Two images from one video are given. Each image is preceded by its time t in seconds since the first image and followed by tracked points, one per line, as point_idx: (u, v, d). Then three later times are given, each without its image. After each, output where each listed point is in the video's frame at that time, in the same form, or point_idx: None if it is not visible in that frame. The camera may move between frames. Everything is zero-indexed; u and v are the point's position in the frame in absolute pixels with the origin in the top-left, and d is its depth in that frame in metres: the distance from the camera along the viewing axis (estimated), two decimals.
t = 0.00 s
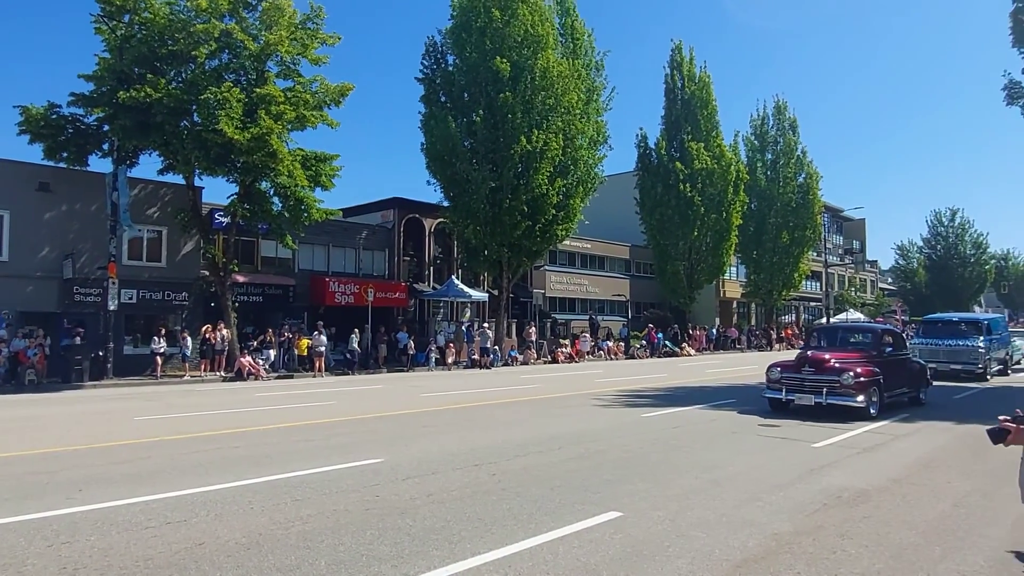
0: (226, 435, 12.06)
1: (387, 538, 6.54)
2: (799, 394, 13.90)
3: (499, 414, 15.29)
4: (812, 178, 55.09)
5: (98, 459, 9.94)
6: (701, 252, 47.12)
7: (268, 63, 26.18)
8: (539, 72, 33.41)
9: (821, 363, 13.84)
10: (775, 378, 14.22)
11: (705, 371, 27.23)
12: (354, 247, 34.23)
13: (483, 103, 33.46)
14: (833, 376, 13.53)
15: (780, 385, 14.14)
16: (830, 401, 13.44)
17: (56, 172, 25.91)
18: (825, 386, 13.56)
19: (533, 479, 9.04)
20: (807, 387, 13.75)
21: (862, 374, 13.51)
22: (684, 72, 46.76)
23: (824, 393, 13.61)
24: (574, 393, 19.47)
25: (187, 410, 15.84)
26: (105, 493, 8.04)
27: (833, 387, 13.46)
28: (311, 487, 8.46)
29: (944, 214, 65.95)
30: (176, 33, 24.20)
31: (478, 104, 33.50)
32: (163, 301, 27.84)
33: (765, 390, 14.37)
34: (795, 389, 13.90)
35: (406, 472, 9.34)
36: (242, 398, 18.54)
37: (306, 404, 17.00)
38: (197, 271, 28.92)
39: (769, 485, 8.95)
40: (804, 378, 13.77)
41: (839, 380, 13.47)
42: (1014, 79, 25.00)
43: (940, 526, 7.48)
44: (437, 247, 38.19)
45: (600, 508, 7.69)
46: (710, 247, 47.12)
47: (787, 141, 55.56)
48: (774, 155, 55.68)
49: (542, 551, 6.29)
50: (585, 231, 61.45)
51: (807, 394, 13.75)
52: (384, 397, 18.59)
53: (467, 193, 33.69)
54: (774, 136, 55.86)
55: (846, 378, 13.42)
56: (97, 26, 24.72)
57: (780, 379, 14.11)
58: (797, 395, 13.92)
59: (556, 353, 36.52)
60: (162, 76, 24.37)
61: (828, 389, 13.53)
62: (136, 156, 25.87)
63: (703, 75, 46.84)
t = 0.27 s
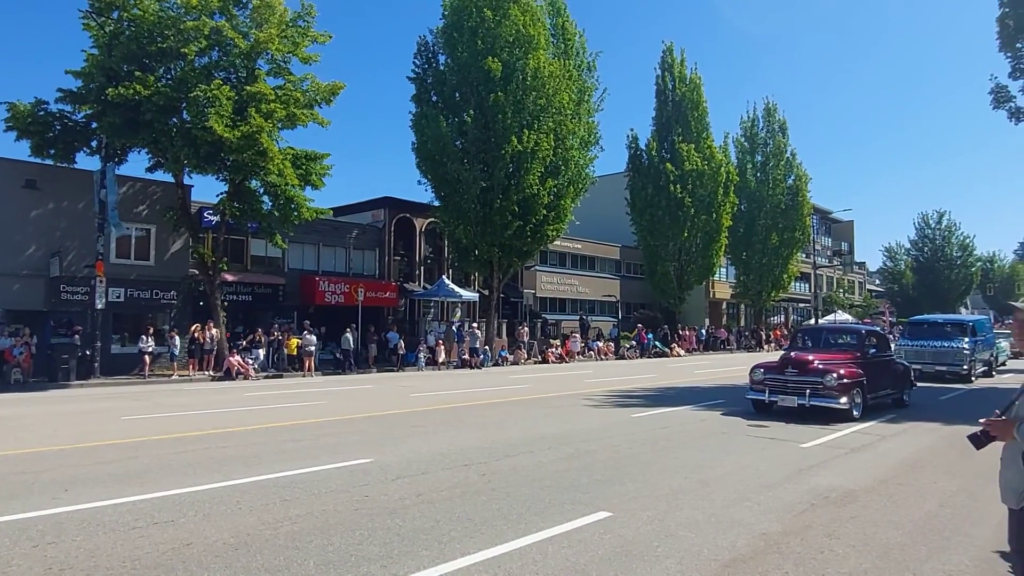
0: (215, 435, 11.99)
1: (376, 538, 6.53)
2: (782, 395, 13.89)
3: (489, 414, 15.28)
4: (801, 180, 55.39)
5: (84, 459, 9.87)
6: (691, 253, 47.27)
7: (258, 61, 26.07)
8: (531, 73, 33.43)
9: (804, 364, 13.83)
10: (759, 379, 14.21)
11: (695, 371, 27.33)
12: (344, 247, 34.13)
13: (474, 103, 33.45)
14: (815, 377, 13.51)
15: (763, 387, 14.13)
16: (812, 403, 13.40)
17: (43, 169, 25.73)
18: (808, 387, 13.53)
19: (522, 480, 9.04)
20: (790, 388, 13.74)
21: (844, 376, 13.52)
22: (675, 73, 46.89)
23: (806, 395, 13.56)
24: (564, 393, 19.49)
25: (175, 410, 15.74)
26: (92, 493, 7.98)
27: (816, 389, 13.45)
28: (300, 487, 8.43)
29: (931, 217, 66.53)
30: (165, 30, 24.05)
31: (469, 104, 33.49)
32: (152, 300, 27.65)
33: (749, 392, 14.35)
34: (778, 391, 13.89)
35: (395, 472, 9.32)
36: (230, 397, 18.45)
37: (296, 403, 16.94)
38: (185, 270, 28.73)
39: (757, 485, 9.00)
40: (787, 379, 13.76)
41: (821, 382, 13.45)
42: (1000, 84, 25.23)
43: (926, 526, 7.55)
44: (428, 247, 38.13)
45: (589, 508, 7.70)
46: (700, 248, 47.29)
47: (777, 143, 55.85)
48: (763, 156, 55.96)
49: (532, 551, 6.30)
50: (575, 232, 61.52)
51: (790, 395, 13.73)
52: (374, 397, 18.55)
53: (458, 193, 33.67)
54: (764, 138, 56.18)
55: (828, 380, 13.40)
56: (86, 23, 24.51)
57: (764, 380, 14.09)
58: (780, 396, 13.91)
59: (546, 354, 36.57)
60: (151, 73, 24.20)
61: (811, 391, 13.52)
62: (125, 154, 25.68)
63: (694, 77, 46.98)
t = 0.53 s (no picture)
0: (208, 435, 11.96)
1: (370, 539, 6.52)
2: (770, 396, 13.85)
3: (483, 414, 15.27)
4: (795, 181, 55.55)
5: (77, 459, 9.83)
6: (685, 254, 47.36)
7: (253, 60, 26.01)
8: (526, 73, 33.43)
9: (793, 365, 13.80)
10: (747, 380, 14.18)
11: (689, 371, 27.38)
12: (339, 247, 34.07)
13: (469, 103, 33.44)
14: (803, 378, 13.48)
15: (751, 388, 14.10)
16: (801, 404, 13.38)
17: (36, 167, 25.63)
18: (796, 389, 13.50)
19: (517, 480, 9.05)
20: (778, 389, 13.71)
21: (833, 376, 13.49)
22: (670, 74, 46.97)
23: (795, 396, 13.54)
24: (558, 393, 19.50)
25: (168, 410, 15.69)
26: (84, 493, 7.95)
27: (804, 390, 13.42)
28: (295, 487, 8.42)
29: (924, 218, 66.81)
30: (159, 29, 23.98)
31: (464, 104, 33.49)
32: (145, 299, 27.56)
33: (736, 393, 14.32)
34: (766, 392, 13.86)
35: (390, 472, 9.31)
36: (224, 397, 18.39)
37: (290, 403, 16.90)
38: (179, 269, 28.65)
39: (751, 485, 9.02)
40: (775, 380, 13.73)
41: (810, 383, 13.42)
42: (992, 86, 25.35)
43: (918, 525, 7.58)
44: (423, 246, 38.09)
45: (584, 508, 7.71)
46: (695, 249, 47.38)
47: (771, 143, 56.02)
48: (758, 157, 56.12)
49: (526, 551, 6.30)
50: (571, 232, 61.56)
51: (778, 397, 13.71)
52: (368, 397, 18.53)
53: (453, 193, 33.66)
54: (758, 139, 56.37)
55: (817, 381, 13.38)
56: (79, 21, 24.38)
57: (752, 381, 14.07)
58: (768, 397, 13.88)
59: (541, 354, 36.58)
60: (145, 71, 24.11)
61: (799, 392, 13.48)
62: (118, 152, 25.57)
63: (689, 77, 47.06)
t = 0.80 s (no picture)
0: (204, 435, 11.93)
1: (367, 539, 6.51)
2: (760, 397, 13.81)
3: (480, 414, 15.26)
4: (791, 181, 55.66)
5: (72, 459, 9.81)
6: (682, 254, 47.41)
7: (249, 59, 25.96)
8: (522, 72, 33.42)
9: (782, 366, 13.76)
10: (736, 381, 14.14)
11: (686, 371, 27.42)
12: (335, 246, 34.03)
13: (466, 103, 33.44)
14: (793, 379, 13.44)
15: (741, 389, 14.06)
16: (790, 405, 13.34)
17: (31, 167, 25.55)
18: (786, 390, 13.47)
19: (514, 480, 9.05)
20: (768, 390, 13.67)
21: (823, 377, 13.46)
22: (667, 74, 47.03)
23: (784, 397, 13.50)
24: (554, 393, 19.49)
25: (163, 410, 15.66)
26: (80, 494, 7.93)
27: (793, 391, 13.37)
28: (291, 487, 8.41)
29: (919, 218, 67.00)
30: (155, 28, 23.92)
31: (460, 103, 33.50)
32: (140, 299, 27.48)
33: (726, 394, 14.29)
34: (755, 393, 13.83)
35: (386, 472, 9.31)
36: (220, 398, 18.35)
37: (286, 403, 16.88)
38: (175, 269, 28.58)
39: (747, 485, 9.04)
40: (764, 381, 13.69)
41: (800, 384, 13.38)
42: (987, 87, 25.46)
43: (914, 525, 7.60)
44: (419, 246, 38.06)
45: (580, 508, 7.71)
46: (691, 249, 47.43)
47: (767, 144, 56.14)
48: (754, 157, 56.23)
49: (522, 551, 6.31)
50: (567, 232, 61.58)
51: (768, 397, 13.67)
52: (365, 397, 18.51)
53: (450, 192, 33.64)
54: (754, 139, 56.50)
55: (806, 382, 13.34)
56: (74, 20, 24.28)
57: (741, 382, 14.03)
58: (758, 398, 13.85)
59: (537, 353, 36.56)
60: (140, 71, 24.04)
61: (789, 393, 13.44)
62: (113, 152, 25.49)
63: (685, 78, 47.12)
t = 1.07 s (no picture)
0: (201, 435, 11.91)
1: (364, 539, 6.50)
2: (749, 398, 13.70)
3: (477, 414, 15.25)
4: (788, 181, 55.75)
5: (68, 459, 9.77)
6: (679, 254, 47.44)
7: (246, 58, 25.91)
8: (519, 72, 33.40)
9: (772, 366, 13.64)
10: (726, 382, 14.03)
11: (683, 371, 27.44)
12: (332, 246, 33.99)
13: (463, 103, 33.43)
14: (783, 380, 13.32)
15: (731, 390, 13.96)
16: (780, 406, 13.22)
17: (27, 166, 25.45)
18: (776, 390, 13.36)
19: (511, 479, 9.04)
20: (758, 391, 13.55)
21: (813, 377, 13.35)
22: (664, 74, 47.06)
23: (774, 398, 13.39)
24: (551, 393, 19.48)
25: (159, 410, 15.61)
26: (75, 494, 7.90)
27: (783, 392, 13.27)
28: (287, 487, 8.40)
29: (916, 218, 67.18)
30: (151, 27, 23.83)
31: (457, 103, 33.49)
32: (137, 298, 27.40)
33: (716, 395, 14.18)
34: (745, 394, 13.72)
35: (383, 472, 9.29)
36: (216, 397, 18.31)
37: (282, 403, 16.84)
38: (171, 269, 28.52)
39: (744, 484, 9.04)
40: (754, 382, 13.58)
41: (790, 385, 13.27)
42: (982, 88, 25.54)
43: (910, 524, 7.62)
44: (416, 246, 38.04)
45: (577, 508, 7.71)
46: (688, 249, 47.48)
47: (764, 144, 56.22)
48: (751, 158, 56.31)
49: (519, 550, 6.30)
50: (564, 232, 61.60)
51: (758, 398, 13.56)
52: (361, 396, 18.49)
53: (447, 192, 33.62)
54: (751, 139, 56.58)
55: (797, 383, 13.22)
56: (70, 18, 24.17)
57: (731, 383, 13.92)
58: (747, 399, 13.73)
59: (534, 353, 36.57)
60: (136, 70, 23.97)
61: (779, 394, 13.33)
62: (110, 151, 25.42)
63: (683, 78, 47.16)
